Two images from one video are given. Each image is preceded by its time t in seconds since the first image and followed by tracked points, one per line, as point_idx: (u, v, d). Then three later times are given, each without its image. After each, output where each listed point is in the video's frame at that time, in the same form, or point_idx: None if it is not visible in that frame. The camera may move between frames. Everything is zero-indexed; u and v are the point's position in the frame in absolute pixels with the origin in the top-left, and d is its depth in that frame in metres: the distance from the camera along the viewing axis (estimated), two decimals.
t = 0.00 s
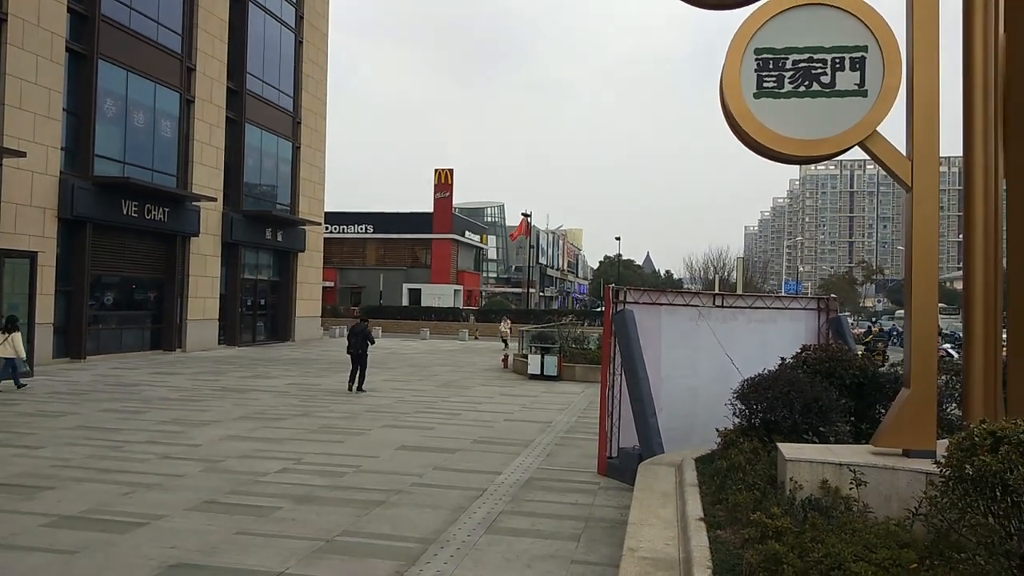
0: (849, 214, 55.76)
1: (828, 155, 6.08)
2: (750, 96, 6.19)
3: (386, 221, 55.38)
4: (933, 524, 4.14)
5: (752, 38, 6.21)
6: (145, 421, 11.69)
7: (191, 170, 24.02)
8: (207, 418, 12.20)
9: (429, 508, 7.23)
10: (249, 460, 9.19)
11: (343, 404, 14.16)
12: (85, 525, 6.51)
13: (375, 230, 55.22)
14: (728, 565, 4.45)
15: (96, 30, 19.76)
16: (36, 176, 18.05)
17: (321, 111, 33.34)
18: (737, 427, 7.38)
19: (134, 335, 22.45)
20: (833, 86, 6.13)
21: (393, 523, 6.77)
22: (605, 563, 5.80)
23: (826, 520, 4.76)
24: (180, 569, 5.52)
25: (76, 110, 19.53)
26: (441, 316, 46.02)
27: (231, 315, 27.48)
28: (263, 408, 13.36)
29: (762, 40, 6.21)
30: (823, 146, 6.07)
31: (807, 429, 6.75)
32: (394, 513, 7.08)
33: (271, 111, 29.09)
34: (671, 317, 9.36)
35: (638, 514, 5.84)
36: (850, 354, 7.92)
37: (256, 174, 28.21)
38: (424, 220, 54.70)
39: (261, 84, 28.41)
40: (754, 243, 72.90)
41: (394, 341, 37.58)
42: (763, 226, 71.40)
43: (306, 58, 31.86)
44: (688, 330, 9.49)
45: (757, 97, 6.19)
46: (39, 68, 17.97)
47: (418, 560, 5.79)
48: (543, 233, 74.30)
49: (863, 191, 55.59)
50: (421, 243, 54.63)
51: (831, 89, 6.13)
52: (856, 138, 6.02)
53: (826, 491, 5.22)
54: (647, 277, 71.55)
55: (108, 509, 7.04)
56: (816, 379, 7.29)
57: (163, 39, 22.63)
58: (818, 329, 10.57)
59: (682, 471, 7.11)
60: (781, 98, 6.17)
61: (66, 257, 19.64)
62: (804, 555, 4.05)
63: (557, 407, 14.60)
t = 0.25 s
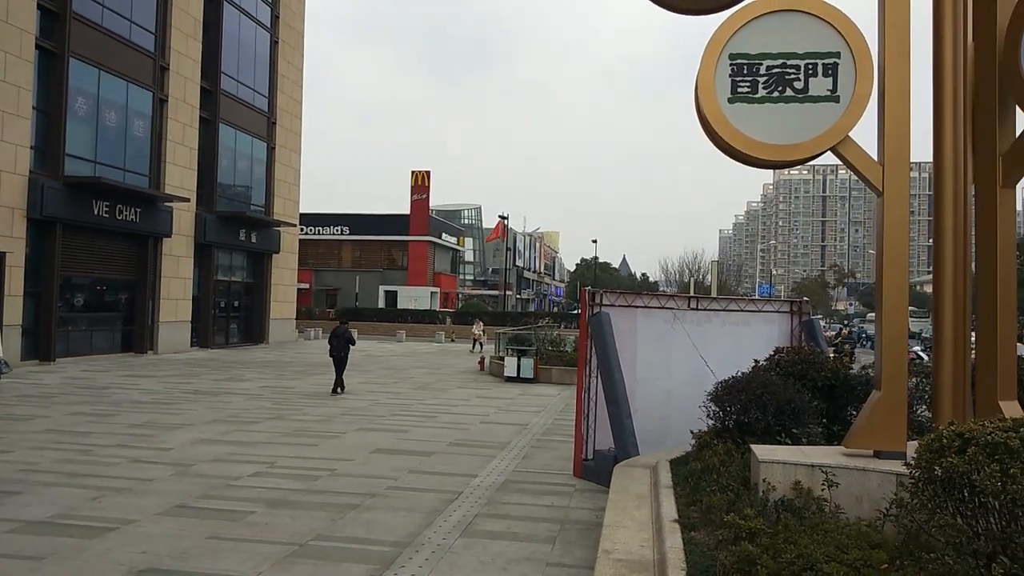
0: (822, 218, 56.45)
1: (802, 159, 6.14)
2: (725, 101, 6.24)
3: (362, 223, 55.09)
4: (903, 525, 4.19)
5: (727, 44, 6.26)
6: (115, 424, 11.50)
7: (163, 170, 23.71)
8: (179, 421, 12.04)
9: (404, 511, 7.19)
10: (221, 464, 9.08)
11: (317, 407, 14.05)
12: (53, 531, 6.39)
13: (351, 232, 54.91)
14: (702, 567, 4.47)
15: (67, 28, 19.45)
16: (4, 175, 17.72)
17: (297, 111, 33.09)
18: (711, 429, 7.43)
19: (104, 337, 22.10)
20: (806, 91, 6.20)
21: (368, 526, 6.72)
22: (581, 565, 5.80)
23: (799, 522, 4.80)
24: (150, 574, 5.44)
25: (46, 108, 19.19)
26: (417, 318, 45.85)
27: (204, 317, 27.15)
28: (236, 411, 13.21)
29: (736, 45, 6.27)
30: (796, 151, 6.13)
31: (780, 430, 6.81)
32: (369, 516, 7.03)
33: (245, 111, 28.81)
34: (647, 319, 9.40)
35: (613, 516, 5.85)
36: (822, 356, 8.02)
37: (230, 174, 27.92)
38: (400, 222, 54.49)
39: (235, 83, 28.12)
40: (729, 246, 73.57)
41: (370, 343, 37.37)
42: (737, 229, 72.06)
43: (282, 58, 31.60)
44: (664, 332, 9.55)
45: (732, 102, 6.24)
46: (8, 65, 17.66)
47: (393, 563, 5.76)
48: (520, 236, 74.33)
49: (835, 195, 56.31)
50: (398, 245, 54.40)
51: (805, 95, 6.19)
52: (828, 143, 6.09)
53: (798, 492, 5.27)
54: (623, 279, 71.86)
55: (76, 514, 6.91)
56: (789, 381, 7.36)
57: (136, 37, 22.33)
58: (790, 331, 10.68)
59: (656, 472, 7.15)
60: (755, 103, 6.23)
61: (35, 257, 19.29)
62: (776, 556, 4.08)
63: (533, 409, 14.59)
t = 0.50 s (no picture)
0: (796, 216, 57.03)
1: (777, 157, 6.19)
2: (701, 99, 6.27)
3: (339, 219, 54.73)
4: (875, 519, 4.25)
5: (703, 41, 6.30)
6: (86, 422, 11.33)
7: (136, 164, 23.37)
8: (152, 418, 11.89)
9: (380, 509, 7.15)
10: (195, 462, 8.97)
11: (293, 403, 13.94)
12: (22, 530, 6.27)
13: (328, 227, 54.54)
14: (678, 561, 4.50)
15: (38, 19, 19.09)
16: None
17: (272, 105, 32.78)
18: (686, 424, 7.48)
19: (76, 333, 21.76)
20: (781, 89, 6.24)
21: (344, 524, 6.69)
22: (558, 560, 5.81)
23: (773, 516, 4.85)
24: (122, 573, 5.36)
25: (16, 101, 18.83)
26: (395, 314, 45.68)
27: (178, 313, 26.80)
28: (211, 408, 13.07)
29: (712, 43, 6.30)
30: (772, 148, 6.18)
31: (755, 426, 6.87)
32: (345, 513, 6.99)
33: (220, 105, 28.48)
34: (624, 316, 9.44)
35: (589, 511, 5.87)
36: (796, 353, 8.10)
37: (204, 168, 27.58)
38: (378, 218, 54.21)
39: (210, 77, 27.78)
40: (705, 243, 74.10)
41: (347, 339, 37.17)
42: (713, 226, 72.61)
43: (257, 52, 31.28)
44: (640, 328, 9.59)
45: (708, 100, 6.27)
46: None
47: (370, 560, 5.73)
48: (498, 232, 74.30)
49: (809, 193, 56.92)
50: (375, 240, 54.12)
51: (780, 93, 6.24)
52: (803, 141, 6.15)
53: (773, 486, 5.32)
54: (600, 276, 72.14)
55: (46, 512, 6.79)
56: (764, 376, 7.43)
57: (108, 29, 21.97)
58: (765, 327, 10.77)
59: (633, 467, 7.18)
60: (730, 101, 6.26)
61: (4, 253, 18.94)
62: (751, 550, 4.12)
63: (511, 406, 14.60)
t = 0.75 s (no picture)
0: (778, 213, 57.38)
1: (759, 155, 6.22)
2: (685, 96, 6.30)
3: (322, 215, 54.44)
4: (855, 514, 4.28)
5: (687, 39, 6.31)
6: (65, 420, 11.19)
7: (116, 159, 23.09)
8: (132, 416, 11.76)
9: (363, 506, 7.12)
10: (176, 460, 8.89)
11: (275, 401, 13.86)
12: None
13: (310, 224, 54.22)
14: (660, 556, 4.52)
15: (15, 12, 18.80)
16: None
17: (254, 100, 32.52)
18: (669, 420, 7.51)
19: (54, 330, 21.50)
20: (764, 88, 6.26)
21: (326, 521, 6.65)
22: (541, 556, 5.82)
23: (754, 511, 4.87)
24: (101, 572, 5.30)
25: None
26: (379, 311, 45.52)
27: (158, 310, 26.57)
28: (192, 406, 12.95)
29: (695, 40, 6.32)
30: (754, 147, 6.21)
31: (737, 422, 6.91)
32: (327, 511, 6.95)
33: (201, 100, 28.21)
34: (608, 312, 9.46)
35: (573, 507, 5.88)
36: (777, 349, 8.16)
37: (185, 164, 27.31)
38: (361, 214, 53.96)
39: (191, 71, 27.50)
40: (688, 240, 74.42)
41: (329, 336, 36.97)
42: (696, 224, 72.93)
43: (239, 47, 31.01)
44: (624, 325, 9.62)
45: (692, 98, 6.30)
46: None
47: (352, 558, 5.70)
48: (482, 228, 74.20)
49: (791, 191, 57.27)
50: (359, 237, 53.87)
51: (763, 91, 6.26)
52: (785, 140, 6.18)
53: (754, 482, 5.35)
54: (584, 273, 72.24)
55: (23, 512, 6.70)
56: (746, 373, 7.47)
57: (88, 23, 21.69)
58: (747, 324, 10.84)
59: (616, 464, 7.20)
60: (714, 99, 6.29)
61: None
62: (733, 546, 4.14)
63: (495, 403, 14.59)
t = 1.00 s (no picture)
0: (749, 213, 58.03)
1: (731, 155, 6.28)
2: (658, 96, 6.33)
3: (293, 212, 53.96)
4: (823, 510, 4.34)
5: (660, 39, 6.34)
6: (29, 419, 10.96)
7: (83, 154, 22.66)
8: (99, 415, 11.55)
9: (334, 506, 7.06)
10: (143, 459, 8.75)
11: (245, 399, 13.70)
12: None
13: (282, 221, 53.70)
14: (631, 554, 4.54)
15: None
16: None
17: (225, 95, 32.11)
18: (641, 418, 7.56)
19: (18, 327, 21.05)
20: (735, 89, 6.32)
21: (296, 521, 6.59)
22: (512, 555, 5.82)
23: (724, 509, 4.92)
24: (65, 574, 5.19)
25: None
26: (351, 309, 45.23)
27: (125, 307, 26.16)
28: (160, 405, 12.76)
29: (669, 40, 6.35)
30: (726, 147, 6.27)
31: (708, 420, 6.97)
32: (297, 511, 6.88)
33: (171, 94, 27.78)
34: (581, 311, 9.48)
35: (545, 506, 5.89)
36: (747, 348, 8.24)
37: (154, 159, 26.89)
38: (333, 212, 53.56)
39: (161, 65, 27.07)
40: (660, 239, 74.96)
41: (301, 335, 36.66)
42: (668, 223, 73.46)
43: (210, 41, 30.59)
44: (596, 324, 9.65)
45: (665, 98, 6.33)
46: None
47: (323, 558, 5.65)
48: (456, 226, 74.05)
49: (762, 191, 57.90)
50: (331, 234, 53.47)
51: (735, 92, 6.32)
52: (755, 141, 6.24)
53: (724, 479, 5.40)
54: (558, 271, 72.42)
55: None
56: (717, 371, 7.54)
57: (54, 14, 21.25)
58: (718, 323, 10.93)
59: (588, 462, 7.22)
60: (686, 99, 6.33)
61: None
62: (703, 543, 4.17)
63: (468, 401, 14.56)
